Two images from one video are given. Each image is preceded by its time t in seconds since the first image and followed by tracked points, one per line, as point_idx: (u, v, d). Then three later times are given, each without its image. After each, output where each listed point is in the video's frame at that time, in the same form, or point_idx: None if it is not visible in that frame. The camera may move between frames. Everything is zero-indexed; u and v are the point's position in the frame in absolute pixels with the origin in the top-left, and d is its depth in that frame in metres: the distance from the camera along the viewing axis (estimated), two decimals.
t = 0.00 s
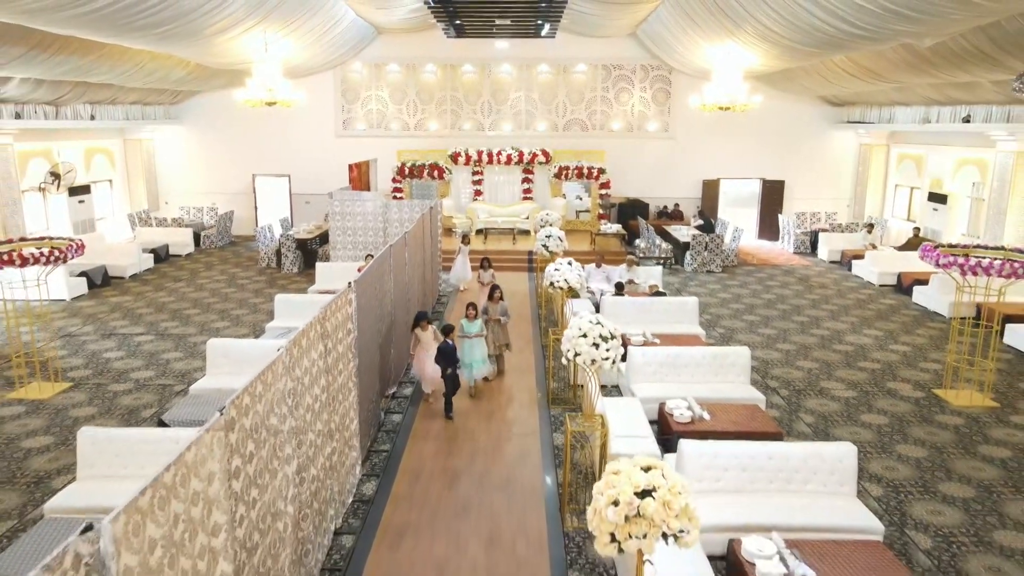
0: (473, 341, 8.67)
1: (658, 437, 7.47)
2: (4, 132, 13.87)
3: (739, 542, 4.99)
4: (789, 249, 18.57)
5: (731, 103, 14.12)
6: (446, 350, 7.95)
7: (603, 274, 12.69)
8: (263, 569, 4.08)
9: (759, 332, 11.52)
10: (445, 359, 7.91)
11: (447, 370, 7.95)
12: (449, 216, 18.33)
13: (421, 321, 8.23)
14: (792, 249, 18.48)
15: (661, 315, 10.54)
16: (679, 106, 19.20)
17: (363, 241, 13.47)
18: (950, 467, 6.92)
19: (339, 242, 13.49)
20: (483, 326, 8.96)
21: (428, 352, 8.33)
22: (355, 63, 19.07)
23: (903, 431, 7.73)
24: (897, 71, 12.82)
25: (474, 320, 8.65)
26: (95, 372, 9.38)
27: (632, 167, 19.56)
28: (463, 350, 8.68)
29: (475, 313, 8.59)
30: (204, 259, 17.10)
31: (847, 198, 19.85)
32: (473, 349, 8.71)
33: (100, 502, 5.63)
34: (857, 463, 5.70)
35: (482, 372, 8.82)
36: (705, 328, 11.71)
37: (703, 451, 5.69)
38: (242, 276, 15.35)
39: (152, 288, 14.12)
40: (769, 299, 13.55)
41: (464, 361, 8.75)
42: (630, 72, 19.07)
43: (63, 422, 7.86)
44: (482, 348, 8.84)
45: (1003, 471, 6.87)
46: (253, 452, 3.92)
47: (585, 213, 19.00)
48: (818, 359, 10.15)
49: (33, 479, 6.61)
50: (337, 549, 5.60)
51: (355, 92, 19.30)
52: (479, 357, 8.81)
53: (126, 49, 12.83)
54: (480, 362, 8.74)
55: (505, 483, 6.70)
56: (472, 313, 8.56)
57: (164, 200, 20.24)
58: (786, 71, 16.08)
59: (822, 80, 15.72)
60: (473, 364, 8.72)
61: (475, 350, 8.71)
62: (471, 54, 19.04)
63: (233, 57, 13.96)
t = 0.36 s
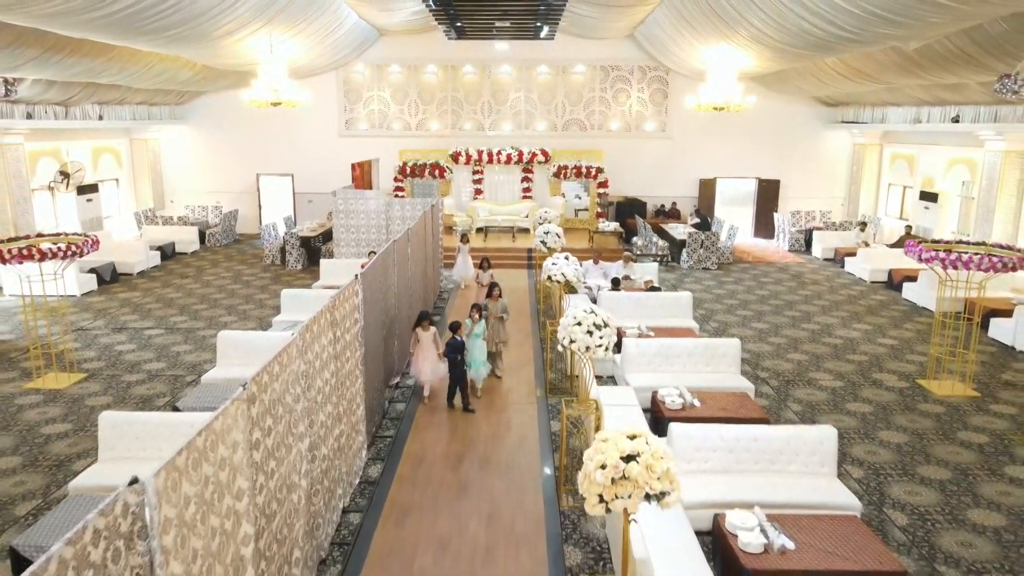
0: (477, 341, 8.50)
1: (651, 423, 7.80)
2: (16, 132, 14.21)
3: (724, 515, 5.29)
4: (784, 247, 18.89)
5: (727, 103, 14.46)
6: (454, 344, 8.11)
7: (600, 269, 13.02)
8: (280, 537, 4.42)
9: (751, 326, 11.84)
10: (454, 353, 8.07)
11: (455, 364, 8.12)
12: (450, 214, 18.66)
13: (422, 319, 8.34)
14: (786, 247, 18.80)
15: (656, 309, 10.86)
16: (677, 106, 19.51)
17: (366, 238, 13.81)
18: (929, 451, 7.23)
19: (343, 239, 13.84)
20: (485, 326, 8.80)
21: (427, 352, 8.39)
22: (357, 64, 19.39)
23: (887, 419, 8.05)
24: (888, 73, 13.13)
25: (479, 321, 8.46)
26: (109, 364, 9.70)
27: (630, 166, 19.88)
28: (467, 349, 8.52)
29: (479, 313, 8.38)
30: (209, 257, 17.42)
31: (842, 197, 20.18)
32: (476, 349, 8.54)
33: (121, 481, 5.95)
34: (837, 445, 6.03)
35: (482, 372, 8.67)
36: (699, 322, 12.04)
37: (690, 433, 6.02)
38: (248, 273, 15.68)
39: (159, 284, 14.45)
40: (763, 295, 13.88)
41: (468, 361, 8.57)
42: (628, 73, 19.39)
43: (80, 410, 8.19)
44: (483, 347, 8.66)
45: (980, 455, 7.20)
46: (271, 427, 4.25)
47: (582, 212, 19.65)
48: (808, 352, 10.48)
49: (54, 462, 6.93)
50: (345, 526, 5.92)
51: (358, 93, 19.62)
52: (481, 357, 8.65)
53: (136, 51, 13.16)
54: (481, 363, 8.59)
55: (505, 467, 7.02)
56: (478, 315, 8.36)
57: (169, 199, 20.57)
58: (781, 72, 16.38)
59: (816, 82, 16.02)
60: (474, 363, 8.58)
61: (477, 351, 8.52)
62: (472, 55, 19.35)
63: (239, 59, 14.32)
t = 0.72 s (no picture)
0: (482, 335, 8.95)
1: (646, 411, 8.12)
2: (26, 132, 14.55)
3: (710, 492, 5.62)
4: (779, 245, 19.20)
5: (722, 104, 14.77)
6: (464, 339, 8.17)
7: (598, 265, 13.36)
8: (295, 508, 4.76)
9: (744, 321, 12.17)
10: (466, 350, 8.15)
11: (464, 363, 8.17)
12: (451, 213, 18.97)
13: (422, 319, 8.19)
14: (782, 245, 19.12)
15: (652, 304, 11.19)
16: (674, 107, 19.83)
17: (369, 236, 14.14)
18: (910, 437, 7.57)
19: (346, 236, 14.18)
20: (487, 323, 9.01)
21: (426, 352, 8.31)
22: (360, 65, 19.70)
23: (872, 408, 8.37)
24: (878, 74, 13.45)
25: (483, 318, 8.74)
26: (122, 356, 10.05)
27: (628, 165, 20.20)
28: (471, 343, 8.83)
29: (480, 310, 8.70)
30: (214, 254, 17.75)
31: (837, 196, 20.50)
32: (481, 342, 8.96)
33: (140, 462, 6.28)
34: (819, 428, 6.36)
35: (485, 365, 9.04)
36: (694, 317, 12.36)
37: (679, 418, 6.35)
38: (253, 270, 16.01)
39: (167, 281, 14.78)
40: (757, 291, 14.20)
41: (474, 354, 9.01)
42: (626, 74, 19.71)
43: (96, 399, 8.51)
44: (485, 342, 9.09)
45: (959, 441, 7.53)
46: (286, 405, 4.59)
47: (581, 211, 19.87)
48: (799, 345, 10.80)
49: (75, 447, 7.26)
50: (352, 505, 6.25)
51: (360, 93, 19.95)
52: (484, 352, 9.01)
53: (144, 53, 13.48)
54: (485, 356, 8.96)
55: (505, 451, 7.33)
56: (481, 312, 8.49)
57: (174, 198, 20.90)
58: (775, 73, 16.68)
59: (810, 82, 16.32)
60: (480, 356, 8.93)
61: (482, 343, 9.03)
62: (473, 56, 19.67)
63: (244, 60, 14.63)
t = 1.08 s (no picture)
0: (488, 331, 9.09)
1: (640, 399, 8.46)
2: (37, 132, 14.85)
3: (698, 471, 5.96)
4: (775, 243, 19.53)
5: (717, 105, 15.06)
6: (472, 340, 8.27)
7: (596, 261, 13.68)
8: (308, 482, 5.11)
9: (737, 315, 12.51)
10: (474, 349, 8.27)
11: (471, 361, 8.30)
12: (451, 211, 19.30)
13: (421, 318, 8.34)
14: (777, 243, 19.45)
15: (648, 299, 11.51)
16: (671, 107, 20.17)
17: (372, 233, 14.47)
18: (893, 424, 7.91)
19: (350, 234, 14.51)
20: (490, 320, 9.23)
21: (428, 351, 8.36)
22: (362, 66, 20.03)
23: (857, 396, 8.71)
24: (869, 75, 13.77)
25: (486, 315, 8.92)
26: (134, 348, 10.39)
27: (626, 164, 20.54)
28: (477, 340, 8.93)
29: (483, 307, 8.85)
30: (219, 252, 18.10)
31: (831, 195, 20.83)
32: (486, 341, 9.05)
33: (157, 445, 6.62)
34: (803, 414, 6.69)
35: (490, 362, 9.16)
36: (689, 312, 12.70)
37: (670, 404, 6.68)
38: (258, 266, 16.35)
39: (174, 277, 15.13)
40: (751, 287, 14.53)
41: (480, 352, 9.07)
42: (624, 74, 20.04)
43: (112, 388, 8.86)
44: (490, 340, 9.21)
45: (938, 427, 7.88)
46: (301, 386, 4.94)
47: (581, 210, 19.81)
48: (789, 338, 11.14)
49: (93, 433, 7.59)
50: (360, 485, 6.59)
51: (363, 93, 20.29)
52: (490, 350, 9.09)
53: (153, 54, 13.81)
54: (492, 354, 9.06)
55: (506, 436, 7.69)
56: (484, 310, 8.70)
57: (179, 196, 21.25)
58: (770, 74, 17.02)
59: (804, 83, 16.66)
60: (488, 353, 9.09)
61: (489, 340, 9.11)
62: (474, 57, 20.00)
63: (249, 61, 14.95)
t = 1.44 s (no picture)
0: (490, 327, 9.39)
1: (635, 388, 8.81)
2: (46, 131, 15.18)
3: (686, 452, 6.30)
4: (770, 241, 19.86)
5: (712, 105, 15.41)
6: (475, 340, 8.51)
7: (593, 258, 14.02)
8: (320, 459, 5.46)
9: (730, 310, 12.84)
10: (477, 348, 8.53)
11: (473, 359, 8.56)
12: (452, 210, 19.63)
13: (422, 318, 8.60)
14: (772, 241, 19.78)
15: (643, 294, 11.84)
16: (668, 107, 20.49)
17: (374, 231, 14.81)
18: (876, 412, 8.25)
19: (353, 231, 14.84)
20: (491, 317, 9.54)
21: (428, 350, 8.59)
22: (364, 66, 20.37)
23: (843, 386, 9.06)
24: (860, 77, 14.10)
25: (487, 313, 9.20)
26: (145, 341, 10.72)
27: (623, 163, 20.88)
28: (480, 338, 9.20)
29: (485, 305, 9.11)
30: (224, 249, 18.44)
31: (825, 194, 21.17)
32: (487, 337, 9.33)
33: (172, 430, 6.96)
34: (788, 400, 7.03)
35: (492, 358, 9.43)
36: (684, 307, 13.04)
37: (662, 391, 7.03)
38: (262, 263, 16.68)
39: (181, 274, 15.47)
40: (745, 284, 14.87)
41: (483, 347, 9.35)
42: (622, 75, 20.37)
43: (125, 378, 9.20)
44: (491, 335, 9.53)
45: (919, 414, 8.22)
46: (312, 369, 5.28)
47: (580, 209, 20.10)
48: (780, 332, 11.48)
49: (110, 419, 7.93)
50: (366, 467, 6.92)
51: (365, 94, 20.63)
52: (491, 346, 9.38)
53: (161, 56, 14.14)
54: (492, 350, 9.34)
55: (505, 423, 8.04)
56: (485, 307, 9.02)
57: (184, 195, 21.58)
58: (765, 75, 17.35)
59: (797, 84, 16.99)
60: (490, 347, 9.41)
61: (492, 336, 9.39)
62: (474, 58, 20.34)
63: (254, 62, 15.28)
